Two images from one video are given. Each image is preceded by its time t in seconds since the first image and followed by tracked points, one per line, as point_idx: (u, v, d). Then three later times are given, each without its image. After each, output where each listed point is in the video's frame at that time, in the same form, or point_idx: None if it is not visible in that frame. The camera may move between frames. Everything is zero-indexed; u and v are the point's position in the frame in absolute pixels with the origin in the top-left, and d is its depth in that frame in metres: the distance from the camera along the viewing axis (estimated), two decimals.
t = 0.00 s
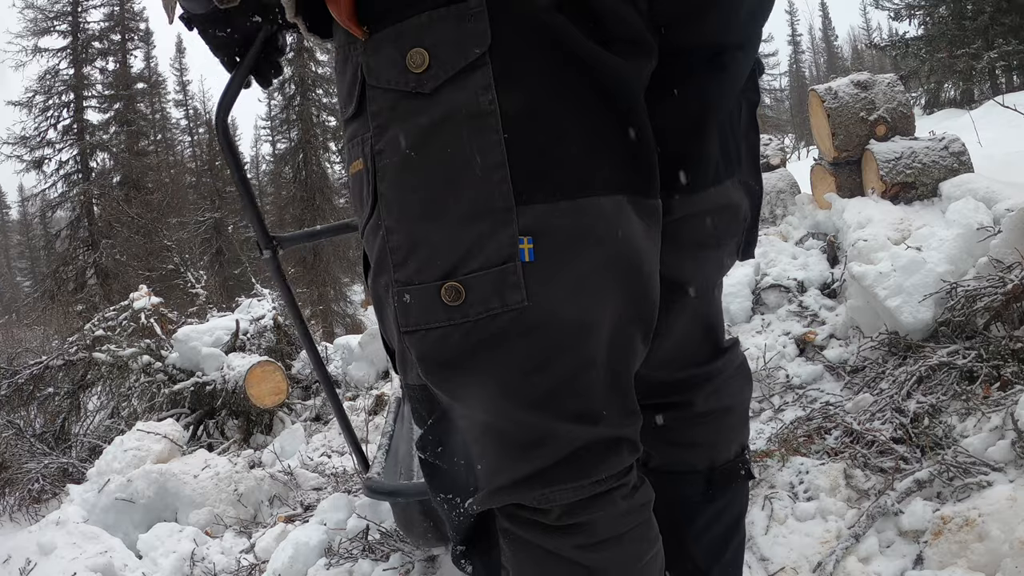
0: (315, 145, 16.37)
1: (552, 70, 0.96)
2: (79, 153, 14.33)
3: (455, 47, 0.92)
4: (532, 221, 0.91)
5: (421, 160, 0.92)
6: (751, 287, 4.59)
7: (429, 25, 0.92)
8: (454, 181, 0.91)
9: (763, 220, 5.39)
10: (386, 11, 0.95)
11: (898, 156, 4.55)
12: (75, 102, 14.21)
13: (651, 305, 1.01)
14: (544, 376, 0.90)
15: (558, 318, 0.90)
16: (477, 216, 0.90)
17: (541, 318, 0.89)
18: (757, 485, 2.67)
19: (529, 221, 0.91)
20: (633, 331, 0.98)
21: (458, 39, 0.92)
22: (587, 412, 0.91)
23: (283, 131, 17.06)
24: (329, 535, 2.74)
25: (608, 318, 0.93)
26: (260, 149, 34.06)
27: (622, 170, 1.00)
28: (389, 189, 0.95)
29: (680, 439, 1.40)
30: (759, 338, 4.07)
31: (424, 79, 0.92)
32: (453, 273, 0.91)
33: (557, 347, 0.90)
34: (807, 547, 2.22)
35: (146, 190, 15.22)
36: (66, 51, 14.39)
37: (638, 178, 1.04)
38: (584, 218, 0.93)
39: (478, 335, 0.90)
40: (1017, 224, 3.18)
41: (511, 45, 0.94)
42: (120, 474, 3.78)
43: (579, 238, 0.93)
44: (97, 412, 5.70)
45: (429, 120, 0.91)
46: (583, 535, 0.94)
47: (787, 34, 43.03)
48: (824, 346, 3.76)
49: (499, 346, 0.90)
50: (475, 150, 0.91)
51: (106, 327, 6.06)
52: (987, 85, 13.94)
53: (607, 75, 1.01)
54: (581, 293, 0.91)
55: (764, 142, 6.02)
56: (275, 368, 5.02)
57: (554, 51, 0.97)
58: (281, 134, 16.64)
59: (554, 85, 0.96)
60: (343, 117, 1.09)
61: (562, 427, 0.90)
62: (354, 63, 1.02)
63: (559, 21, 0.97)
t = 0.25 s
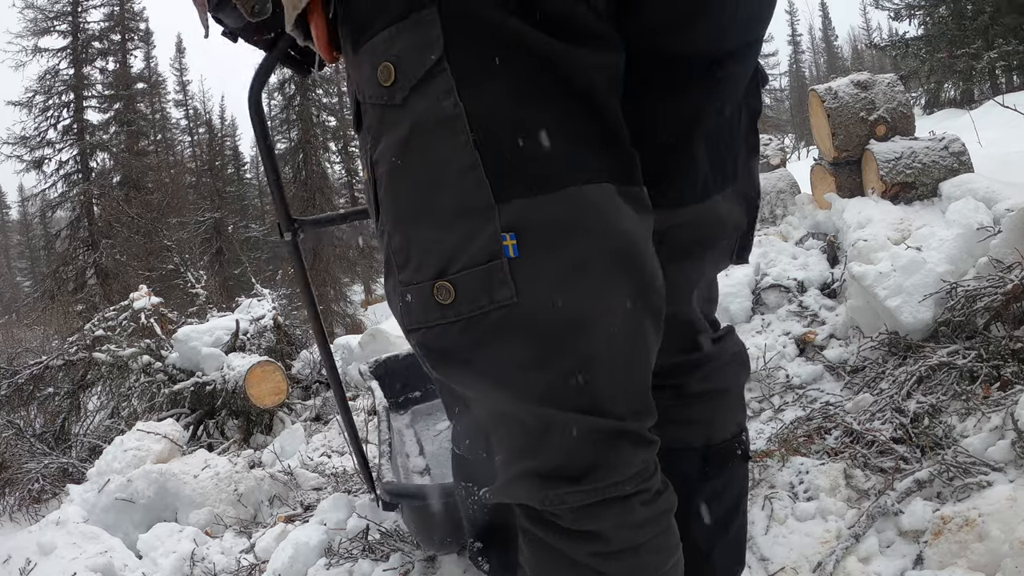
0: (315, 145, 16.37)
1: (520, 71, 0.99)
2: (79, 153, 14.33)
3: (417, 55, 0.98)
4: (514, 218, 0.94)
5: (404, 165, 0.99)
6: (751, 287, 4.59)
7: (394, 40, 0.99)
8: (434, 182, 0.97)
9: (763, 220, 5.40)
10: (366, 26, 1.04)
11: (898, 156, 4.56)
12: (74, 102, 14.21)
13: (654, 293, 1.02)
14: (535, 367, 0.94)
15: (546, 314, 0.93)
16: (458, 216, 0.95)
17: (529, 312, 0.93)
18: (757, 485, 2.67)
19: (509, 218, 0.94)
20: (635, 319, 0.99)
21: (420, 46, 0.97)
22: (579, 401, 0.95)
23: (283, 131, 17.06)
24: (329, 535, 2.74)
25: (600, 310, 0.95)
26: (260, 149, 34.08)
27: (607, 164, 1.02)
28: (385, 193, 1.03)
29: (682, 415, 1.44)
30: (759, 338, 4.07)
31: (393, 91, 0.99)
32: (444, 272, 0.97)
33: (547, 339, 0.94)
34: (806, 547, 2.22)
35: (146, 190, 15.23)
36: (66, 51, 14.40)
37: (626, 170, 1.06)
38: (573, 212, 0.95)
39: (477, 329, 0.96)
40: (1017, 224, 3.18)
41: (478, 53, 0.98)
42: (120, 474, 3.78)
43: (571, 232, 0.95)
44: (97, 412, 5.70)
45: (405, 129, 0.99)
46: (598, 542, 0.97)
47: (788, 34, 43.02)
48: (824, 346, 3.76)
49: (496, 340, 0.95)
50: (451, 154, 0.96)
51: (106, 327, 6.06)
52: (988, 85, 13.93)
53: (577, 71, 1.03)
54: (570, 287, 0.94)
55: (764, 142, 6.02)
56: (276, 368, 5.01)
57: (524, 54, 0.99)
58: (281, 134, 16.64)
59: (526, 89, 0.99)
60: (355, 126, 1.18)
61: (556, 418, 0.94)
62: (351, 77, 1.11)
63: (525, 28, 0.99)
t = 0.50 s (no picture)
0: (315, 145, 16.39)
1: (566, 63, 0.91)
2: (79, 153, 14.32)
3: (464, 38, 0.88)
4: (548, 222, 0.87)
5: (434, 154, 0.90)
6: (751, 287, 4.59)
7: (434, 16, 0.90)
8: (464, 176, 0.88)
9: (763, 220, 5.40)
10: (392, 0, 0.96)
11: (898, 156, 4.56)
12: (74, 102, 14.20)
13: (682, 307, 0.95)
14: (556, 384, 0.87)
15: (573, 328, 0.86)
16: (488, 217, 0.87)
17: (555, 326, 0.86)
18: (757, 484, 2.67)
19: (547, 222, 0.87)
20: (662, 338, 0.93)
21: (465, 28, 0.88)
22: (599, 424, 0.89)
23: (283, 131, 17.08)
24: (329, 535, 2.74)
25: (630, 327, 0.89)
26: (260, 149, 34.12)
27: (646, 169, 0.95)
28: (406, 181, 0.93)
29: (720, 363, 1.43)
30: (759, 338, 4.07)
31: (433, 70, 0.90)
32: (466, 274, 0.88)
33: (572, 356, 0.87)
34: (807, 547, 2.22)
35: (146, 190, 15.23)
36: (66, 51, 14.39)
37: (665, 177, 0.98)
38: (605, 221, 0.89)
39: (494, 339, 0.88)
40: (1016, 224, 3.18)
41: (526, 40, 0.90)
42: (120, 474, 3.78)
43: (603, 242, 0.88)
44: (97, 412, 5.70)
45: (436, 114, 0.89)
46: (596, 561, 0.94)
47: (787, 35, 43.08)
48: (824, 346, 3.76)
49: (514, 353, 0.87)
50: (488, 146, 0.87)
51: (106, 327, 6.06)
52: (987, 85, 13.96)
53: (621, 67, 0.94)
54: (597, 300, 0.87)
55: (764, 142, 6.03)
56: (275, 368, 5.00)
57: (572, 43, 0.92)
58: (281, 134, 16.66)
59: (567, 83, 0.91)
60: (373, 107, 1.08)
61: (572, 435, 0.88)
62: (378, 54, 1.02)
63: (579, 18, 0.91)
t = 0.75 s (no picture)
0: (315, 145, 16.42)
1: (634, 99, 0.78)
2: (79, 153, 14.32)
3: (511, 71, 0.78)
4: (593, 271, 0.74)
5: (477, 190, 0.81)
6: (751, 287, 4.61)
7: (486, 49, 0.80)
8: (508, 220, 0.78)
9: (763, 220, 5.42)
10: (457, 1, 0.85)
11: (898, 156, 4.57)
12: (75, 102, 14.20)
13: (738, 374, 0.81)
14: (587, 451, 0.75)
15: (610, 386, 0.74)
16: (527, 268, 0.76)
17: (590, 382, 0.74)
18: (757, 485, 2.66)
19: (591, 270, 0.75)
20: (716, 404, 0.79)
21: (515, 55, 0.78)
22: (635, 501, 0.75)
23: (283, 131, 17.10)
24: (329, 535, 2.74)
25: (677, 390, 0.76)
26: (260, 148, 34.18)
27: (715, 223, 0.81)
28: (451, 212, 0.85)
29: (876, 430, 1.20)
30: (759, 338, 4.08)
31: (480, 106, 0.80)
32: (503, 316, 0.79)
33: (606, 417, 0.75)
34: (806, 547, 2.21)
35: (146, 190, 15.25)
36: (66, 51, 14.39)
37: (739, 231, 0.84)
38: (658, 268, 0.75)
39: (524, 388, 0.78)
40: (1016, 224, 3.18)
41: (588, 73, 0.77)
42: (119, 474, 3.78)
43: (650, 290, 0.75)
44: (97, 411, 5.70)
45: (484, 150, 0.79)
46: None
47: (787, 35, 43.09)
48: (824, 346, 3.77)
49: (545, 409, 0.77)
50: (533, 188, 0.76)
51: (106, 327, 6.07)
52: (986, 85, 14.01)
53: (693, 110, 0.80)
54: (638, 359, 0.74)
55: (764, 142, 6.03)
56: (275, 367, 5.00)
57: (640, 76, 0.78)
58: (281, 133, 16.68)
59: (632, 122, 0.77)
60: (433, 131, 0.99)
61: (591, 506, 0.75)
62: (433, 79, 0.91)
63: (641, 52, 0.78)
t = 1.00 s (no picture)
0: (315, 145, 16.43)
1: (725, 104, 0.88)
2: (79, 153, 14.33)
3: (617, 67, 0.88)
4: (675, 261, 0.85)
5: (571, 180, 0.90)
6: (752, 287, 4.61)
7: (595, 45, 0.89)
8: (600, 203, 0.88)
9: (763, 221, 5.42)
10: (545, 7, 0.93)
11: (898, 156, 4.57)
12: (74, 102, 14.20)
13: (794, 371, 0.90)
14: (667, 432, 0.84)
15: (684, 369, 0.83)
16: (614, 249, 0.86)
17: (674, 370, 0.84)
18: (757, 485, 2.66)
19: (674, 261, 0.85)
20: (776, 401, 0.88)
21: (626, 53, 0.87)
22: (700, 476, 0.84)
23: (283, 131, 17.11)
24: (329, 535, 2.74)
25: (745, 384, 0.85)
26: (260, 149, 34.19)
27: (784, 226, 0.91)
28: (543, 202, 0.94)
29: (881, 416, 1.30)
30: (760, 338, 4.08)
31: (584, 97, 0.89)
32: (588, 299, 0.88)
33: (680, 400, 0.84)
34: (806, 548, 2.21)
35: (146, 190, 15.26)
36: (66, 51, 14.40)
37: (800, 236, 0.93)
38: (733, 266, 0.86)
39: (604, 368, 0.86)
40: (1016, 224, 3.19)
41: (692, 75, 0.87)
42: (119, 474, 3.78)
43: (725, 290, 0.85)
44: (97, 411, 5.70)
45: (583, 139, 0.89)
46: None
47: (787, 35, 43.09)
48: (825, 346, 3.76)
49: (622, 388, 0.86)
50: (626, 178, 0.86)
51: (106, 327, 6.07)
52: (987, 85, 14.00)
53: (780, 116, 0.90)
54: (710, 347, 0.84)
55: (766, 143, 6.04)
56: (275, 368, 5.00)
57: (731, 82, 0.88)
58: (281, 134, 16.69)
59: (718, 124, 0.88)
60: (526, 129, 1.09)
61: (659, 477, 0.84)
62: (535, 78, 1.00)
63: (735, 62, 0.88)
